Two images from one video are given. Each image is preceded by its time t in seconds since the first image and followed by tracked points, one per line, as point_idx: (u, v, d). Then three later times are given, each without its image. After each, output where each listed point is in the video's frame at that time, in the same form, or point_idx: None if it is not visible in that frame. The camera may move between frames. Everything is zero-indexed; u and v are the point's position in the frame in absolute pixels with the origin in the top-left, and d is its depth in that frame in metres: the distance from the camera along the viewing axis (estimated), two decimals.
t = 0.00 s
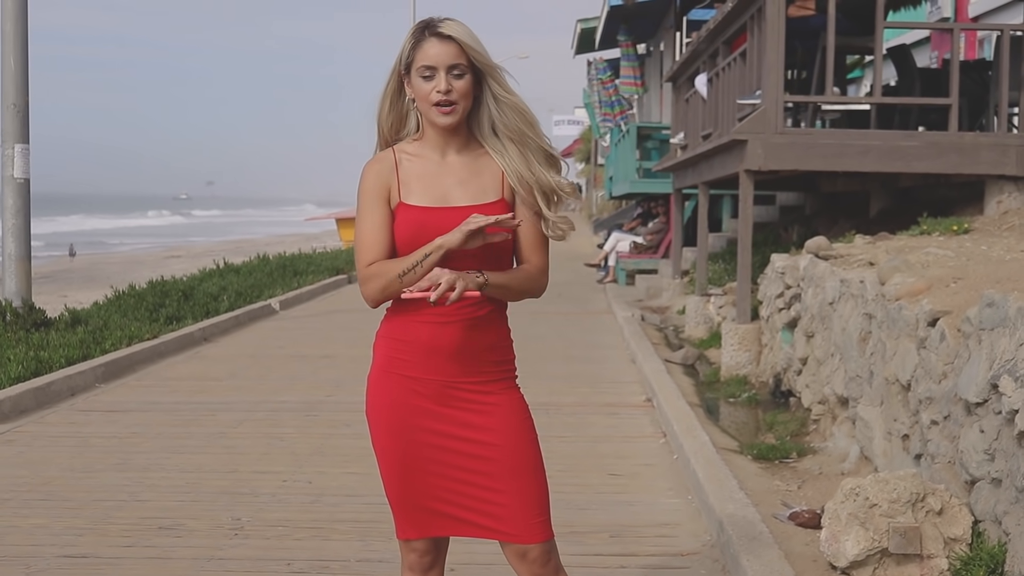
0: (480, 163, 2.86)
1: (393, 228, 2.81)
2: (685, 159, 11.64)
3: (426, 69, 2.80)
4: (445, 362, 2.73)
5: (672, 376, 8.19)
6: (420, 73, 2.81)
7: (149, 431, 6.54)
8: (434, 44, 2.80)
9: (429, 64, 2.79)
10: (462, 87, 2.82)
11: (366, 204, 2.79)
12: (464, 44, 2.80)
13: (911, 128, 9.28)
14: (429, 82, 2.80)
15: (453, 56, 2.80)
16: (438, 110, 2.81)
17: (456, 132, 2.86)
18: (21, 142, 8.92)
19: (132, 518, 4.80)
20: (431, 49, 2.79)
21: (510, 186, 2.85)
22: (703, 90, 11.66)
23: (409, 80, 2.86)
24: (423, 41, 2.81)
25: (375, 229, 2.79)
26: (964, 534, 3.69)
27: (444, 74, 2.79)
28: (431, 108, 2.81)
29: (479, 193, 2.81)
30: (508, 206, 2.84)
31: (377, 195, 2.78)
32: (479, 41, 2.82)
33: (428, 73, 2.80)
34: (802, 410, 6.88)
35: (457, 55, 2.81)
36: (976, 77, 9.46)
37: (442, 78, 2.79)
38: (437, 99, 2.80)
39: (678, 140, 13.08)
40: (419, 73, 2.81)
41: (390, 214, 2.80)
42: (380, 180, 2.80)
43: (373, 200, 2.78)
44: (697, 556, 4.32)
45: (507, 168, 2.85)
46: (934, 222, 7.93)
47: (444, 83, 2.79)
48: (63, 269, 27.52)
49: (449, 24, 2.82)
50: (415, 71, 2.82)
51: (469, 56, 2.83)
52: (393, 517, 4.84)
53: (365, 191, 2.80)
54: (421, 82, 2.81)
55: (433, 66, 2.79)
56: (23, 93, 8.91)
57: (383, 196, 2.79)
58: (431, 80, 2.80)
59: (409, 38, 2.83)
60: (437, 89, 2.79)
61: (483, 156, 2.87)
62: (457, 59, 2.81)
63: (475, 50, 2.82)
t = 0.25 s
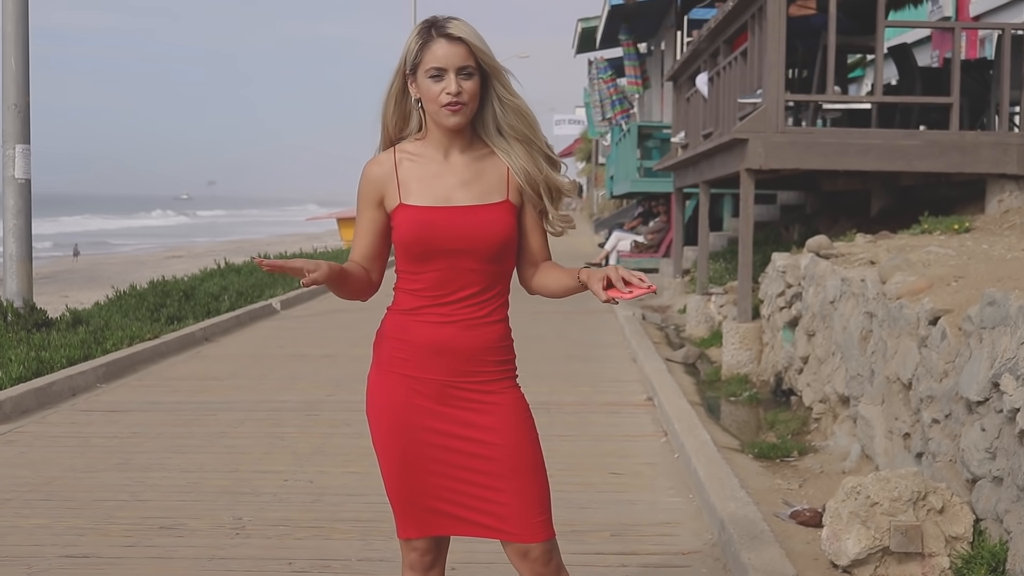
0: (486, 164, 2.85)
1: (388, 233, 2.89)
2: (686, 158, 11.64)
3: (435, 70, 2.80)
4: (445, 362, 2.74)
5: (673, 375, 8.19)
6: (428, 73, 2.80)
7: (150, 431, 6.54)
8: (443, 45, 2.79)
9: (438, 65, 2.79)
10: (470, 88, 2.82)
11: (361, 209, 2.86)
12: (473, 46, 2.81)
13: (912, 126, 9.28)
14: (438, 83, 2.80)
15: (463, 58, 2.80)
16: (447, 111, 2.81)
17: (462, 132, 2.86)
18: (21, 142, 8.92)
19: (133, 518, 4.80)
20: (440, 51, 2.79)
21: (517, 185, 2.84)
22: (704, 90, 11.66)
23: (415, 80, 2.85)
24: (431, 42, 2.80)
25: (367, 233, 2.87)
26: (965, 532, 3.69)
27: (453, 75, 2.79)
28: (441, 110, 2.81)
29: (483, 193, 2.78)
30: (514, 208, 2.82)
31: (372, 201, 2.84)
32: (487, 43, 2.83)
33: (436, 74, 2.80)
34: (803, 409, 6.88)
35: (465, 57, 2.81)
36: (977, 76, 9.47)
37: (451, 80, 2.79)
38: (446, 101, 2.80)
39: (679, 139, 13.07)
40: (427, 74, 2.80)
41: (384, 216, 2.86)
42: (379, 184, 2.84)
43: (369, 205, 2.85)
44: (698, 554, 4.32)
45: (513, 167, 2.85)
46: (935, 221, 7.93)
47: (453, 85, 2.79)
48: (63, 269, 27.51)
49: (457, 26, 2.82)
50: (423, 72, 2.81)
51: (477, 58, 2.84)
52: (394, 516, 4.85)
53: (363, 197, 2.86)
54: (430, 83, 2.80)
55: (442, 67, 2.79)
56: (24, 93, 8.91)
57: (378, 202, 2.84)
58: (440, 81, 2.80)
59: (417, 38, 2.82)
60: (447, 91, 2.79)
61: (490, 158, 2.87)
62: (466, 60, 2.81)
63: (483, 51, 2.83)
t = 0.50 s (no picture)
0: (484, 162, 2.85)
1: (387, 233, 2.87)
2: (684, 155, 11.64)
3: (433, 73, 2.78)
4: (442, 360, 2.74)
5: (671, 372, 8.19)
6: (426, 76, 2.79)
7: (148, 429, 6.54)
8: (440, 48, 2.77)
9: (436, 68, 2.77)
10: (469, 89, 2.81)
11: (362, 209, 2.85)
12: (471, 47, 2.79)
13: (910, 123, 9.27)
14: (437, 86, 2.79)
15: (461, 60, 2.79)
16: (446, 114, 2.81)
17: (460, 131, 2.86)
18: (18, 141, 8.90)
19: (131, 517, 4.79)
20: (437, 53, 2.77)
21: (515, 181, 2.84)
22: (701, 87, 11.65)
23: (412, 81, 2.84)
24: (428, 44, 2.78)
25: (367, 233, 2.85)
26: (964, 529, 3.69)
27: (452, 78, 2.78)
28: (439, 113, 2.81)
29: (481, 191, 2.78)
30: (512, 205, 2.82)
31: (373, 201, 2.83)
32: (485, 43, 2.81)
33: (434, 77, 2.79)
34: (800, 406, 6.88)
35: (463, 59, 2.80)
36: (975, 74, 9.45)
37: (450, 83, 2.78)
38: (445, 104, 2.80)
39: (677, 136, 13.07)
40: (425, 77, 2.79)
41: (385, 216, 2.85)
42: (378, 184, 2.83)
43: (370, 205, 2.84)
44: (696, 552, 4.32)
45: (512, 165, 2.85)
46: (933, 217, 7.93)
47: (452, 88, 2.78)
48: (61, 267, 27.47)
49: (453, 26, 2.80)
50: (420, 74, 2.80)
51: (475, 59, 2.82)
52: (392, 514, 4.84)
53: (362, 197, 2.85)
54: (428, 86, 2.80)
55: (439, 70, 2.77)
56: (21, 91, 8.89)
57: (378, 201, 2.83)
58: (438, 84, 2.79)
59: (413, 40, 2.80)
60: (446, 94, 2.79)
61: (489, 156, 2.87)
62: (464, 62, 2.80)
63: (481, 52, 2.82)
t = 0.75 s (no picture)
0: (484, 162, 2.85)
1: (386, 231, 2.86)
2: (683, 153, 11.64)
3: (432, 79, 2.77)
4: (439, 357, 2.74)
5: (670, 370, 8.19)
6: (425, 82, 2.78)
7: (146, 426, 6.54)
8: (439, 55, 2.76)
9: (435, 75, 2.76)
10: (468, 95, 2.81)
11: (364, 207, 2.85)
12: (472, 55, 2.77)
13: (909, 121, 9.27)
14: (436, 92, 2.79)
15: (461, 68, 2.77)
16: (444, 119, 2.81)
17: (459, 133, 2.86)
18: (18, 137, 8.90)
19: (130, 513, 4.79)
20: (437, 60, 2.75)
21: (515, 182, 2.84)
22: (700, 85, 11.64)
23: (413, 84, 2.83)
24: (429, 50, 2.76)
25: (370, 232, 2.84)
26: (962, 527, 3.70)
27: (451, 86, 2.78)
28: (438, 118, 2.81)
29: (480, 187, 2.78)
30: (511, 203, 2.82)
31: (374, 199, 2.83)
32: (487, 51, 2.79)
33: (434, 83, 2.78)
34: (799, 404, 6.89)
35: (464, 66, 2.78)
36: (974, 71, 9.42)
37: (449, 90, 2.78)
38: (444, 110, 2.80)
39: (676, 134, 13.06)
40: (424, 82, 2.78)
41: (386, 215, 2.84)
42: (379, 183, 2.83)
43: (371, 204, 2.83)
44: (695, 549, 4.33)
45: (512, 166, 2.85)
46: (932, 216, 7.93)
47: (451, 96, 2.78)
48: (60, 263, 27.46)
49: (456, 32, 2.77)
50: (420, 79, 2.79)
51: (476, 66, 2.80)
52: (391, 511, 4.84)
53: (363, 195, 2.85)
54: (427, 91, 2.79)
55: (439, 77, 2.77)
56: (20, 88, 8.89)
57: (379, 199, 2.83)
58: (438, 90, 2.79)
59: (414, 44, 2.79)
60: (444, 101, 2.79)
61: (490, 157, 2.87)
62: (464, 70, 2.78)
63: (481, 59, 2.79)
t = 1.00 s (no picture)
0: (484, 162, 2.85)
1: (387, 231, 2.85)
2: (682, 153, 11.64)
3: (434, 79, 2.78)
4: (437, 357, 2.74)
5: (669, 370, 8.19)
6: (427, 82, 2.78)
7: (146, 424, 6.54)
8: (441, 55, 2.76)
9: (437, 74, 2.77)
10: (469, 95, 2.81)
11: (363, 208, 2.84)
12: (473, 56, 2.77)
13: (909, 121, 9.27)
14: (437, 92, 2.79)
15: (462, 67, 2.78)
16: (445, 119, 2.81)
17: (460, 133, 2.86)
18: (18, 135, 8.90)
19: (130, 512, 4.79)
20: (439, 60, 2.76)
21: (515, 184, 2.84)
22: (700, 84, 11.65)
23: (414, 85, 2.83)
24: (430, 51, 2.77)
25: (368, 232, 2.84)
26: (961, 527, 3.69)
27: (452, 86, 2.78)
28: (438, 117, 2.81)
29: (480, 189, 2.78)
30: (510, 204, 2.82)
31: (374, 200, 2.83)
32: (488, 50, 2.79)
33: (435, 83, 2.79)
34: (799, 404, 6.89)
35: (465, 66, 2.78)
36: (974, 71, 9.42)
37: (450, 90, 2.78)
38: (445, 110, 2.80)
39: (676, 134, 13.06)
40: (426, 82, 2.78)
41: (385, 215, 2.83)
42: (379, 184, 2.82)
43: (370, 204, 2.83)
44: (694, 549, 4.33)
45: (512, 168, 2.85)
46: (931, 216, 7.93)
47: (451, 96, 2.78)
48: (60, 262, 27.44)
49: (457, 33, 2.77)
50: (421, 79, 2.79)
51: (477, 66, 2.81)
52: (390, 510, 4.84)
53: (363, 195, 2.85)
54: (428, 91, 2.79)
55: (441, 77, 2.77)
56: (21, 86, 8.89)
57: (379, 199, 2.82)
58: (439, 90, 2.79)
59: (416, 43, 2.79)
60: (445, 101, 2.79)
61: (490, 158, 2.87)
62: (466, 70, 2.79)
63: (483, 60, 2.79)
